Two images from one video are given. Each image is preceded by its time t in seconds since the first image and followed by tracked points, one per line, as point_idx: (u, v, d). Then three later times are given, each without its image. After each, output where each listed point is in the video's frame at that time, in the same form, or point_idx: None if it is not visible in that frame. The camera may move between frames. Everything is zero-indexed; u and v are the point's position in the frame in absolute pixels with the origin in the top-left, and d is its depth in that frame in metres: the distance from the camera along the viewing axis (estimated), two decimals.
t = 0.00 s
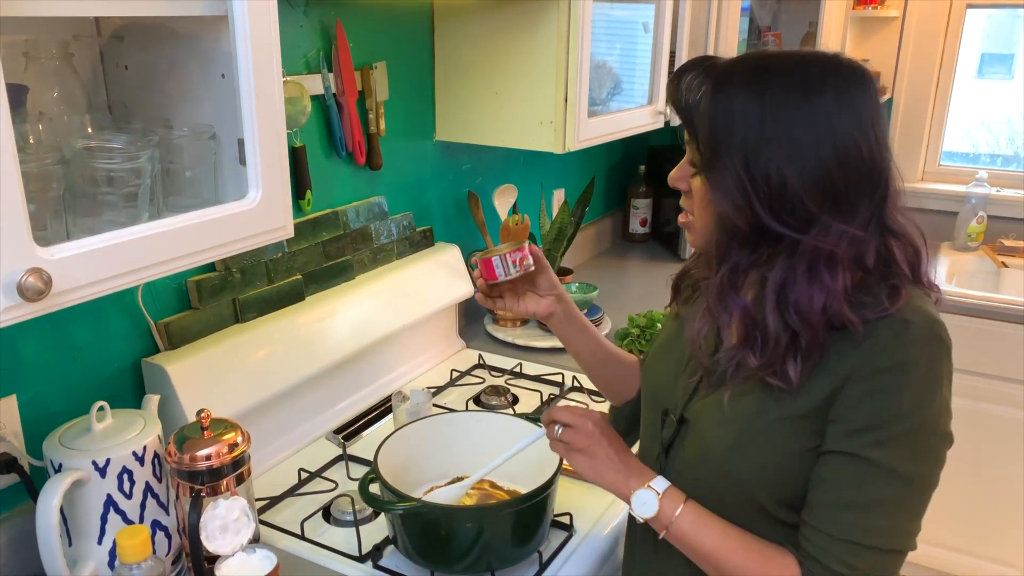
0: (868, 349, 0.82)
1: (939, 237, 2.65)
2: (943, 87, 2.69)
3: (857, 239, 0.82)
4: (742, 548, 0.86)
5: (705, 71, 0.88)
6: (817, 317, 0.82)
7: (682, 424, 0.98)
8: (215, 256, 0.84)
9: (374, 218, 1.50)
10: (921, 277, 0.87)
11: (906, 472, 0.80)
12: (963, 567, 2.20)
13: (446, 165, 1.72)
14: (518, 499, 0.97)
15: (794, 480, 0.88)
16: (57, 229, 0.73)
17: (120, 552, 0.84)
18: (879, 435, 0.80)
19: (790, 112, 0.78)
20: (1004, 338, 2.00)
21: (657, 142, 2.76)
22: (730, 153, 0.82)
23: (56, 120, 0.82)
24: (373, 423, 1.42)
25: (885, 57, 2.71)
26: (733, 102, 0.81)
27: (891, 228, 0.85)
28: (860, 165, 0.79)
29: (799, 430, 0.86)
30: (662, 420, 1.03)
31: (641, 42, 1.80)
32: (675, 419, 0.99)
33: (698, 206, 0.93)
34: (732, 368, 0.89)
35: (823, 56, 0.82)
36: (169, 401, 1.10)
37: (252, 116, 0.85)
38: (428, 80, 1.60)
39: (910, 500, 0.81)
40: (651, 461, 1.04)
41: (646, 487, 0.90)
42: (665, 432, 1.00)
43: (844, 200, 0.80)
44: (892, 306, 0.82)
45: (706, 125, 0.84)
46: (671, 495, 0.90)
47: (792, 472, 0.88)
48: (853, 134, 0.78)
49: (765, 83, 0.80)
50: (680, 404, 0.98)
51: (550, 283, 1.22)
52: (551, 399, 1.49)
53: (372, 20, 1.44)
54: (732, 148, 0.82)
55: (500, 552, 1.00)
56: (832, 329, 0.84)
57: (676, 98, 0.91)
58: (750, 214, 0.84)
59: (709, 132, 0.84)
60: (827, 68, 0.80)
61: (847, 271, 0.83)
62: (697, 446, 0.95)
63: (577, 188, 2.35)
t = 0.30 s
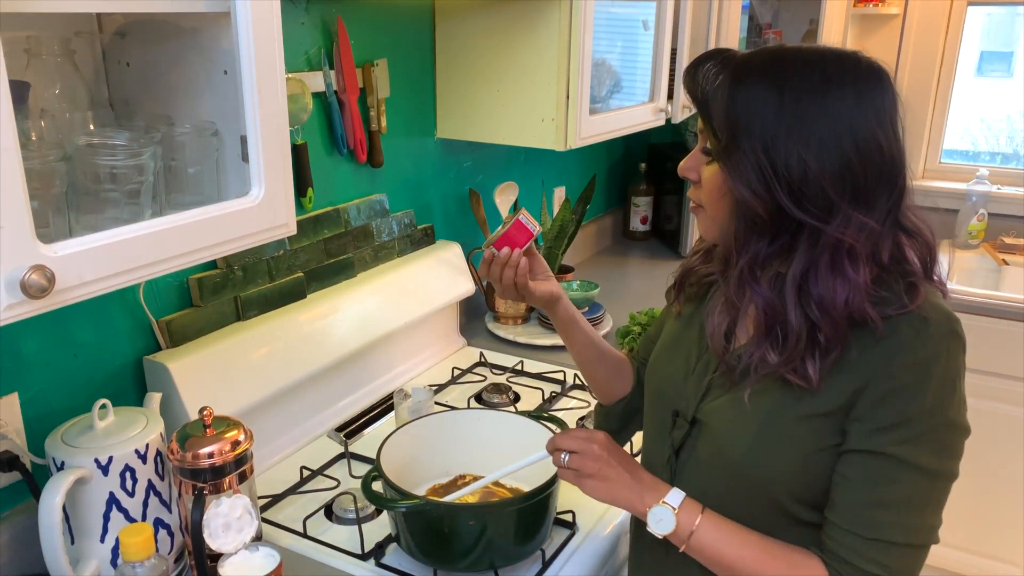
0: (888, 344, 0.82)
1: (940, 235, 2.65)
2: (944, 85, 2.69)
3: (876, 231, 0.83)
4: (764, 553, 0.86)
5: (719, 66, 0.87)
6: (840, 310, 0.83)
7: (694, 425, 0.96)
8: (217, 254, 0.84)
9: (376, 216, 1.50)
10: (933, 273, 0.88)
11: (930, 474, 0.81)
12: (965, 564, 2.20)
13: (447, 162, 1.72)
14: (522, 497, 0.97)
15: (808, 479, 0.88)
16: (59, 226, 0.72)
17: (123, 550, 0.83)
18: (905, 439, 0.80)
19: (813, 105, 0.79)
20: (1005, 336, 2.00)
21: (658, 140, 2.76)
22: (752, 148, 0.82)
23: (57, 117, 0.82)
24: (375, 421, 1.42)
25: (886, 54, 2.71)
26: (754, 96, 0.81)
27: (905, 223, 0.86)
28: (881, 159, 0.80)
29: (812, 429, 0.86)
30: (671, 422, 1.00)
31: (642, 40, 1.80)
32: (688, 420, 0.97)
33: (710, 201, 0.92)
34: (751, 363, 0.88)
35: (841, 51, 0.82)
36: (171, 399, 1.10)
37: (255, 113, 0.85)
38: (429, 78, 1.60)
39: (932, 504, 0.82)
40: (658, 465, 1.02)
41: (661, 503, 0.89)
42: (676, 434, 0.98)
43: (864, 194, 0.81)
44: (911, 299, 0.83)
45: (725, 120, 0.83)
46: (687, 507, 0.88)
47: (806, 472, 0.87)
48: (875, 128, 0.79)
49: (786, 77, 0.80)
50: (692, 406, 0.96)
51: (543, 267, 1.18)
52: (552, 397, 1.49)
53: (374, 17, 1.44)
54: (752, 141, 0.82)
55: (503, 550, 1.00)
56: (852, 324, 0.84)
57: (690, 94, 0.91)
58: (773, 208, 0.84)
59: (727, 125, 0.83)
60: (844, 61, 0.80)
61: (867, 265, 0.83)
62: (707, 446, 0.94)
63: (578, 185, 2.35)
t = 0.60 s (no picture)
0: (896, 342, 0.83)
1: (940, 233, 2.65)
2: (945, 82, 2.69)
3: (883, 229, 0.83)
4: (770, 551, 0.87)
5: (727, 61, 0.87)
6: (846, 307, 0.83)
7: (701, 423, 0.97)
8: (220, 253, 0.84)
9: (378, 214, 1.50)
10: (940, 271, 0.89)
11: (935, 473, 0.81)
12: (968, 563, 2.20)
13: (449, 160, 1.72)
14: (525, 494, 0.97)
15: (810, 476, 0.88)
16: (65, 224, 0.72)
17: (128, 548, 0.83)
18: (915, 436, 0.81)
19: (822, 102, 0.79)
20: (1004, 334, 2.01)
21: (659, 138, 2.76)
22: (760, 144, 0.82)
23: (63, 115, 0.82)
24: (377, 419, 1.43)
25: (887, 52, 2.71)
26: (762, 92, 0.81)
27: (911, 222, 0.87)
28: (889, 157, 0.80)
29: (816, 428, 0.86)
30: (678, 420, 1.00)
31: (644, 38, 1.80)
32: (695, 418, 0.97)
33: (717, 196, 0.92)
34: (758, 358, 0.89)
35: (849, 48, 0.82)
36: (175, 397, 1.10)
37: (259, 112, 0.85)
38: (431, 76, 1.60)
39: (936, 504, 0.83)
40: (667, 463, 1.02)
41: (670, 508, 0.89)
42: (684, 432, 0.98)
43: (872, 192, 0.82)
44: (918, 297, 0.83)
45: (733, 116, 0.83)
46: (694, 511, 0.89)
47: (810, 471, 0.88)
48: (883, 127, 0.79)
49: (795, 74, 0.80)
50: (699, 403, 0.96)
51: (566, 275, 1.06)
52: (554, 395, 1.49)
53: (376, 15, 1.44)
54: (761, 138, 0.82)
55: (507, 548, 1.00)
56: (859, 321, 0.84)
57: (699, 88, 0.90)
58: (781, 205, 0.84)
59: (736, 121, 0.83)
60: (852, 59, 0.80)
61: (874, 263, 0.84)
62: (715, 444, 0.94)
63: (579, 183, 2.35)
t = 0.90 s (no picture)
0: (904, 346, 0.84)
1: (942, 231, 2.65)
2: (947, 80, 2.68)
3: (892, 234, 0.84)
4: (776, 549, 0.87)
5: (741, 61, 0.87)
6: (854, 312, 0.84)
7: (714, 421, 0.97)
8: (227, 252, 0.84)
9: (382, 212, 1.50)
10: (949, 274, 0.89)
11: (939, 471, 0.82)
12: (969, 561, 2.21)
13: (452, 159, 1.72)
14: (530, 492, 0.98)
15: (815, 474, 0.88)
16: (74, 223, 0.73)
17: (136, 545, 0.84)
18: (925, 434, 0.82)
19: (833, 109, 0.79)
20: (1005, 333, 2.01)
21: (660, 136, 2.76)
22: (771, 149, 0.82)
23: (71, 115, 0.82)
24: (381, 417, 1.43)
25: (889, 50, 2.71)
26: (774, 96, 0.81)
27: (919, 226, 0.87)
28: (899, 164, 0.80)
29: (820, 426, 0.87)
30: (690, 419, 1.01)
31: (646, 36, 1.80)
32: (707, 417, 0.97)
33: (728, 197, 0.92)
34: (766, 359, 0.89)
35: (862, 53, 0.82)
36: (181, 395, 1.10)
37: (265, 113, 0.86)
38: (434, 75, 1.60)
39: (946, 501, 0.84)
40: (676, 462, 1.02)
41: (686, 511, 0.90)
42: (696, 431, 0.98)
43: (881, 199, 0.82)
44: (925, 301, 0.84)
45: (744, 119, 0.83)
46: (706, 513, 0.90)
47: (815, 468, 0.88)
48: (895, 134, 0.79)
49: (808, 79, 0.80)
50: (711, 402, 0.97)
51: (573, 273, 1.07)
52: (558, 393, 1.49)
53: (380, 13, 1.44)
54: (772, 142, 0.82)
55: (512, 546, 1.00)
56: (867, 324, 0.85)
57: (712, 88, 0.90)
58: (791, 209, 0.84)
59: (748, 124, 0.83)
60: (864, 65, 0.80)
61: (882, 268, 0.84)
62: (727, 443, 0.94)
63: (581, 181, 2.35)
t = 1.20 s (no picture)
0: (918, 339, 0.84)
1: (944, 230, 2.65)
2: (949, 80, 2.68)
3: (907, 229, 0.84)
4: (781, 546, 0.88)
5: (749, 64, 0.87)
6: (874, 306, 0.84)
7: (721, 419, 0.97)
8: (233, 251, 0.84)
9: (385, 211, 1.51)
10: (955, 269, 0.90)
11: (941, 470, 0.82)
12: (972, 561, 2.22)
13: (455, 158, 1.72)
14: (534, 491, 0.98)
15: (818, 472, 0.89)
16: (81, 223, 0.73)
17: (144, 543, 0.85)
18: (938, 437, 0.83)
19: (849, 107, 0.79)
20: (1007, 332, 2.01)
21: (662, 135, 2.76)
22: (789, 149, 0.82)
23: (79, 115, 0.82)
24: (385, 415, 1.44)
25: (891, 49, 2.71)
26: (788, 96, 0.81)
27: (928, 219, 0.88)
28: (914, 160, 0.81)
29: (822, 424, 0.88)
30: (696, 416, 1.01)
31: (649, 35, 1.81)
32: (714, 415, 0.98)
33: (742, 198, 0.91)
34: (782, 358, 0.89)
35: (871, 51, 0.83)
36: (186, 393, 1.11)
37: (271, 113, 0.86)
38: (438, 75, 1.61)
39: (957, 503, 0.85)
40: (684, 461, 1.03)
41: (695, 509, 0.91)
42: (703, 428, 0.98)
43: (897, 193, 0.82)
44: (938, 292, 0.85)
45: (759, 120, 0.84)
46: (709, 511, 0.91)
47: (816, 466, 0.89)
48: (907, 130, 0.80)
49: (821, 79, 0.81)
50: (719, 400, 0.97)
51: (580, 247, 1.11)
52: (561, 392, 1.50)
53: (383, 13, 1.44)
54: (789, 141, 0.82)
55: (516, 544, 1.01)
56: (884, 319, 0.85)
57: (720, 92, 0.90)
58: (809, 206, 0.84)
59: (764, 125, 0.83)
60: (875, 63, 0.81)
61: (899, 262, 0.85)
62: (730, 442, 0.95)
63: (584, 181, 2.35)
